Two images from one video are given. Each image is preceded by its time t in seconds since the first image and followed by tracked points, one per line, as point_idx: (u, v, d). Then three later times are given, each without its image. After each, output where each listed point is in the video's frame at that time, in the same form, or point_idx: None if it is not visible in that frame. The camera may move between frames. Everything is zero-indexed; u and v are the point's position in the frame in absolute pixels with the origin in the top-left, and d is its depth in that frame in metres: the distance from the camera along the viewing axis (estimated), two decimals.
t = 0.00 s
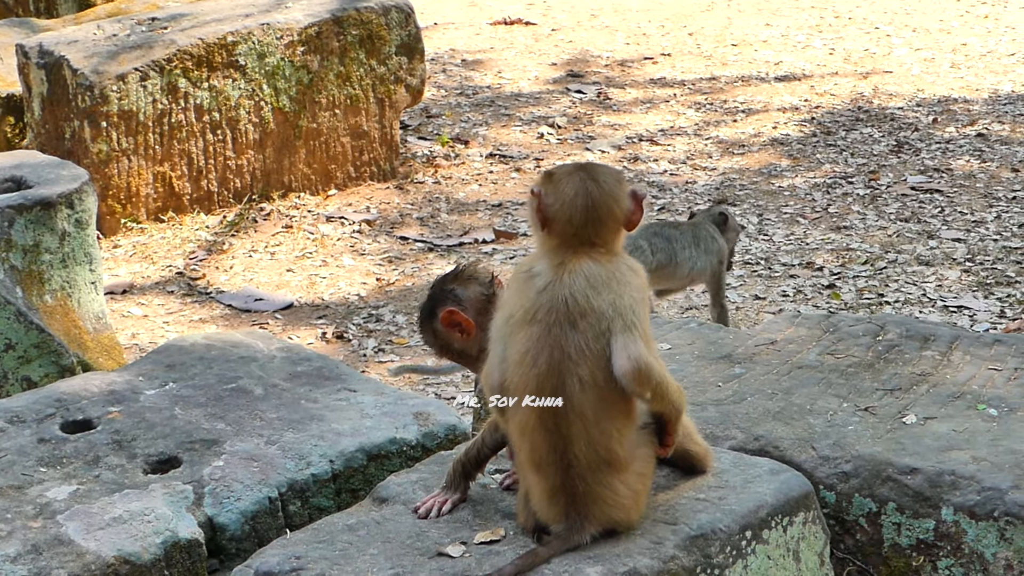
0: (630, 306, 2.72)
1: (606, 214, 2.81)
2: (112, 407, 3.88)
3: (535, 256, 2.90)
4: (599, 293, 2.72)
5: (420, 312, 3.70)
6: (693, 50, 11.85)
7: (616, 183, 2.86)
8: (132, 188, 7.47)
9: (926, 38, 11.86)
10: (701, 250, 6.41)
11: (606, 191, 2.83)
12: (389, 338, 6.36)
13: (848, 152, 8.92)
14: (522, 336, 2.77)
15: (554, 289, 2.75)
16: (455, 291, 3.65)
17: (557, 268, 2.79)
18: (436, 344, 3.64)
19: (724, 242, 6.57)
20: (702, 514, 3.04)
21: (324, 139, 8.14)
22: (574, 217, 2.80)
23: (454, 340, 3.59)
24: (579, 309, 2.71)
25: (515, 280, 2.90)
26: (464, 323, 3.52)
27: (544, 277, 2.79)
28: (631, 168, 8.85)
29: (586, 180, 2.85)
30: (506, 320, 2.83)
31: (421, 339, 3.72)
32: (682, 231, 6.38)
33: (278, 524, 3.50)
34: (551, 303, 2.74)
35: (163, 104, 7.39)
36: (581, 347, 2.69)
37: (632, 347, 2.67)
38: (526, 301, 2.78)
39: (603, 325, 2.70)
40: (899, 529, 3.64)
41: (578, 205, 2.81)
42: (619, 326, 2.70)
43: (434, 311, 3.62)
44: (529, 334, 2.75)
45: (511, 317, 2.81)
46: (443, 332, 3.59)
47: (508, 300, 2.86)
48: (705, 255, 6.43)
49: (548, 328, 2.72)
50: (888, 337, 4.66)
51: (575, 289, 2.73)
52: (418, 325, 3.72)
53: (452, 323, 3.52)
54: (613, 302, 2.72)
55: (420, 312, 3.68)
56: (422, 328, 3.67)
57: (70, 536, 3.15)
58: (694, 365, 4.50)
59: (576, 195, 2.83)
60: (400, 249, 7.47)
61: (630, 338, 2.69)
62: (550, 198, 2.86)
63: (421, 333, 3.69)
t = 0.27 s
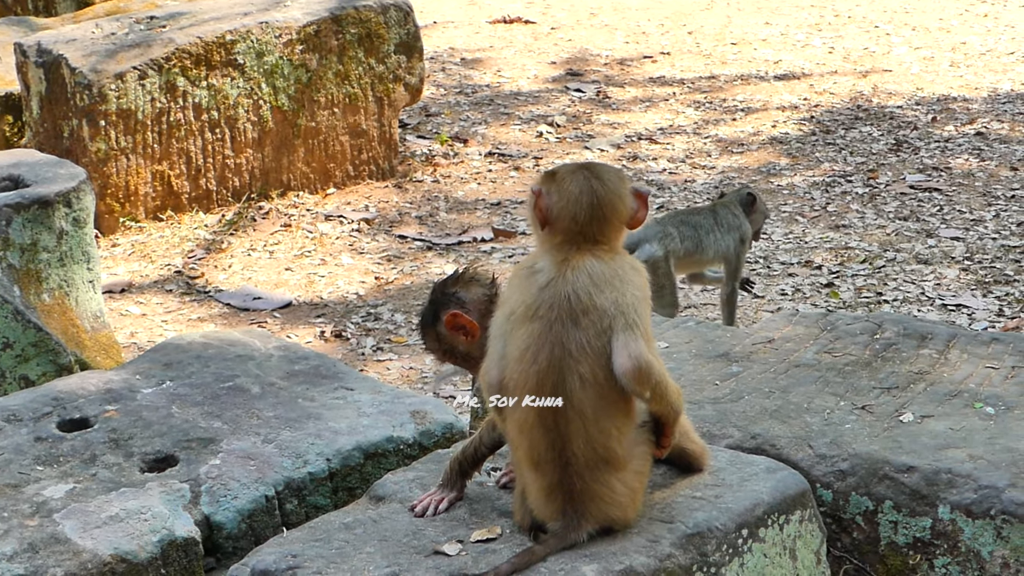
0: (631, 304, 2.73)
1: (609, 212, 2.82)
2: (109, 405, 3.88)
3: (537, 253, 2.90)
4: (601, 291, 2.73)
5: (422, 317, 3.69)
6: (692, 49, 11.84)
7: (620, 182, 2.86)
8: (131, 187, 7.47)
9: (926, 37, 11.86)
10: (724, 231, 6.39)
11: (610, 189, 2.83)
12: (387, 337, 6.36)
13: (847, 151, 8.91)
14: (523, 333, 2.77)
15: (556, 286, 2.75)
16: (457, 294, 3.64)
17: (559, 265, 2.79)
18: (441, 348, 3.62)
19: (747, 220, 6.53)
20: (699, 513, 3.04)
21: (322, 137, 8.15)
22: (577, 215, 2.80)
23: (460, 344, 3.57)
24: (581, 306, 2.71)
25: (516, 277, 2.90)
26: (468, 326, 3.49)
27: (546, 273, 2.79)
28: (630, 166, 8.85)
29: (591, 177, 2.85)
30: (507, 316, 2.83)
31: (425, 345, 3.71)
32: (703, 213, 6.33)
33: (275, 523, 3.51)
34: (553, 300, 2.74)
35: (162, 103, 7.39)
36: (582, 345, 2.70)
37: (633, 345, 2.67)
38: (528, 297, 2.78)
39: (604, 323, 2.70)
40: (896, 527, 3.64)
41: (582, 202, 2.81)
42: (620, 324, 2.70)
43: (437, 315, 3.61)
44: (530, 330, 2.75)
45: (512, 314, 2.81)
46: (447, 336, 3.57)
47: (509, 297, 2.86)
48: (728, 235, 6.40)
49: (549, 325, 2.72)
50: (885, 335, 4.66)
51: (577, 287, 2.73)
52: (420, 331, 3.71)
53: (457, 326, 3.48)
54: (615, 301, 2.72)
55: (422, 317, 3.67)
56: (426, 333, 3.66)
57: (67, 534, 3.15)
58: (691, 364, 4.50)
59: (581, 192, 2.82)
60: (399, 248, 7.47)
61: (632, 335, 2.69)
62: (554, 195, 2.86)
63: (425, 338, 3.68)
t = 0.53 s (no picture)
0: (632, 306, 2.72)
1: (610, 213, 2.81)
2: (107, 404, 3.88)
3: (537, 253, 2.89)
4: (603, 293, 2.72)
5: (433, 303, 3.67)
6: (691, 47, 11.83)
7: (622, 183, 2.86)
8: (129, 185, 7.46)
9: (924, 36, 11.86)
10: (746, 223, 6.45)
11: (611, 190, 2.83)
12: (385, 336, 6.36)
13: (845, 150, 8.92)
14: (523, 333, 2.76)
15: (557, 287, 2.75)
16: (474, 281, 3.71)
17: (560, 266, 2.79)
18: (457, 330, 3.60)
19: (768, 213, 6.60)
20: (697, 513, 3.04)
21: (320, 136, 8.14)
22: (578, 216, 2.80)
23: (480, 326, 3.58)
24: (582, 307, 2.71)
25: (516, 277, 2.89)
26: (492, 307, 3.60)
27: (547, 274, 2.78)
28: (628, 165, 8.85)
29: (593, 178, 2.84)
30: (507, 317, 2.83)
31: (431, 333, 3.64)
32: (727, 205, 6.37)
33: (273, 522, 3.50)
34: (553, 301, 2.73)
35: (160, 101, 7.38)
36: (583, 346, 2.69)
37: (634, 347, 2.67)
38: (529, 298, 2.78)
39: (605, 325, 2.70)
40: (894, 527, 3.64)
41: (583, 202, 2.81)
42: (621, 325, 2.69)
43: (456, 297, 3.62)
44: (530, 331, 2.74)
45: (512, 314, 2.81)
46: (468, 317, 3.59)
47: (510, 297, 2.85)
48: (751, 227, 6.47)
49: (550, 326, 2.72)
50: (883, 335, 4.66)
51: (578, 288, 2.73)
52: (427, 318, 3.66)
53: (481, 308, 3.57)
54: (616, 302, 2.72)
55: (436, 302, 3.65)
56: (439, 317, 3.63)
57: (65, 534, 3.15)
58: (690, 363, 4.50)
59: (582, 192, 2.82)
60: (397, 247, 7.47)
61: (633, 337, 2.68)
62: (555, 195, 2.85)
63: (435, 324, 3.63)
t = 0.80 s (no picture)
0: (634, 305, 2.72)
1: (613, 213, 2.81)
2: (106, 403, 3.87)
3: (539, 254, 2.90)
4: (603, 293, 2.72)
5: (436, 298, 3.66)
6: (690, 47, 11.83)
7: (623, 183, 2.87)
8: (128, 184, 7.45)
9: (923, 36, 11.87)
10: (762, 217, 6.53)
11: (611, 190, 2.83)
12: (384, 335, 6.36)
13: (844, 149, 8.92)
14: (523, 334, 2.76)
15: (557, 287, 2.74)
16: (481, 281, 3.66)
17: (560, 266, 2.79)
18: (454, 330, 3.58)
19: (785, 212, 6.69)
20: (697, 512, 3.04)
21: (320, 135, 8.13)
22: (580, 217, 2.80)
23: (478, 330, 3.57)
24: (582, 308, 2.71)
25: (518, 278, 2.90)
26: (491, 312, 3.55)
27: (547, 275, 2.78)
28: (627, 164, 8.85)
29: (595, 179, 2.84)
30: (507, 318, 2.83)
31: (430, 327, 3.64)
32: (744, 198, 6.47)
33: (273, 521, 3.50)
34: (553, 301, 2.73)
35: (159, 100, 7.37)
36: (583, 346, 2.69)
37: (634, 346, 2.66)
38: (529, 298, 2.77)
39: (605, 325, 2.69)
40: (894, 527, 3.64)
41: (584, 203, 2.80)
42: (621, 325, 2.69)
43: (458, 299, 3.60)
44: (530, 331, 2.74)
45: (513, 315, 2.80)
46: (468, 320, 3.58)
47: (511, 298, 2.85)
48: (767, 223, 6.54)
49: (550, 326, 2.71)
50: (882, 334, 4.66)
51: (578, 288, 2.73)
52: (428, 312, 3.65)
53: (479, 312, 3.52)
54: (616, 301, 2.71)
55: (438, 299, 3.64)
56: (437, 315, 3.61)
57: (64, 533, 3.15)
58: (689, 362, 4.50)
59: (584, 194, 2.82)
60: (396, 246, 7.46)
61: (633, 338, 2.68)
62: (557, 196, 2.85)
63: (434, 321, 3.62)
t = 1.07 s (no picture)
0: (636, 307, 2.71)
1: (618, 215, 2.78)
2: (106, 402, 3.87)
3: (541, 253, 2.86)
4: (606, 294, 2.71)
5: (446, 281, 3.69)
6: (689, 45, 11.84)
7: (628, 187, 2.82)
8: (128, 184, 7.45)
9: (922, 34, 11.87)
10: (757, 213, 6.50)
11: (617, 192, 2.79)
12: (384, 334, 6.36)
13: (844, 148, 8.93)
14: (525, 334, 2.75)
15: (560, 288, 2.73)
16: (494, 274, 3.68)
17: (563, 267, 2.76)
18: (457, 317, 3.63)
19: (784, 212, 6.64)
20: (696, 510, 3.04)
21: (319, 134, 8.13)
22: (585, 223, 2.75)
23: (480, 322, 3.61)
24: (585, 309, 2.69)
25: (519, 277, 2.87)
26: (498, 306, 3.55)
27: (551, 275, 2.76)
28: (627, 163, 8.85)
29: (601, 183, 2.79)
30: (509, 317, 2.81)
31: (433, 309, 3.69)
32: (739, 193, 6.47)
33: (272, 520, 3.50)
34: (556, 302, 2.72)
35: (158, 99, 7.37)
36: (586, 348, 2.68)
37: (636, 348, 2.66)
38: (532, 299, 2.76)
39: (608, 326, 2.69)
40: (893, 525, 3.64)
41: (590, 206, 2.75)
42: (624, 327, 2.68)
43: (467, 288, 3.62)
44: (532, 332, 2.73)
45: (515, 315, 2.79)
46: (474, 311, 3.61)
47: (513, 298, 2.83)
48: (761, 220, 6.52)
49: (553, 327, 2.70)
50: (882, 332, 4.67)
51: (582, 289, 2.71)
52: (435, 293, 3.69)
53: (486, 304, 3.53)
54: (619, 302, 2.71)
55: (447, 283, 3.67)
56: (443, 299, 3.65)
57: (64, 532, 3.15)
58: (689, 360, 4.51)
59: (589, 199, 2.76)
60: (396, 245, 7.47)
61: (636, 338, 2.67)
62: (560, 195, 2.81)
63: (439, 305, 3.66)
